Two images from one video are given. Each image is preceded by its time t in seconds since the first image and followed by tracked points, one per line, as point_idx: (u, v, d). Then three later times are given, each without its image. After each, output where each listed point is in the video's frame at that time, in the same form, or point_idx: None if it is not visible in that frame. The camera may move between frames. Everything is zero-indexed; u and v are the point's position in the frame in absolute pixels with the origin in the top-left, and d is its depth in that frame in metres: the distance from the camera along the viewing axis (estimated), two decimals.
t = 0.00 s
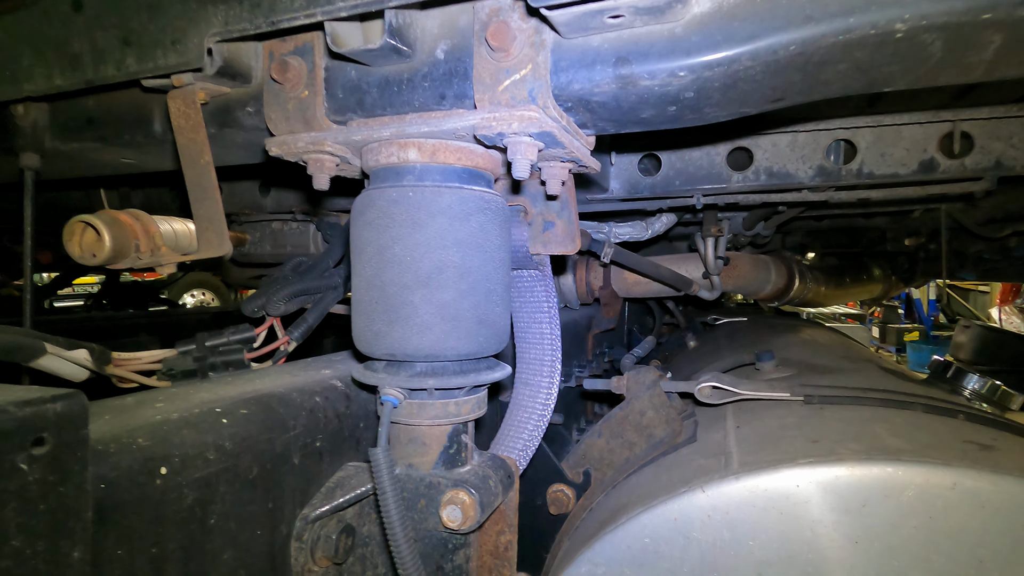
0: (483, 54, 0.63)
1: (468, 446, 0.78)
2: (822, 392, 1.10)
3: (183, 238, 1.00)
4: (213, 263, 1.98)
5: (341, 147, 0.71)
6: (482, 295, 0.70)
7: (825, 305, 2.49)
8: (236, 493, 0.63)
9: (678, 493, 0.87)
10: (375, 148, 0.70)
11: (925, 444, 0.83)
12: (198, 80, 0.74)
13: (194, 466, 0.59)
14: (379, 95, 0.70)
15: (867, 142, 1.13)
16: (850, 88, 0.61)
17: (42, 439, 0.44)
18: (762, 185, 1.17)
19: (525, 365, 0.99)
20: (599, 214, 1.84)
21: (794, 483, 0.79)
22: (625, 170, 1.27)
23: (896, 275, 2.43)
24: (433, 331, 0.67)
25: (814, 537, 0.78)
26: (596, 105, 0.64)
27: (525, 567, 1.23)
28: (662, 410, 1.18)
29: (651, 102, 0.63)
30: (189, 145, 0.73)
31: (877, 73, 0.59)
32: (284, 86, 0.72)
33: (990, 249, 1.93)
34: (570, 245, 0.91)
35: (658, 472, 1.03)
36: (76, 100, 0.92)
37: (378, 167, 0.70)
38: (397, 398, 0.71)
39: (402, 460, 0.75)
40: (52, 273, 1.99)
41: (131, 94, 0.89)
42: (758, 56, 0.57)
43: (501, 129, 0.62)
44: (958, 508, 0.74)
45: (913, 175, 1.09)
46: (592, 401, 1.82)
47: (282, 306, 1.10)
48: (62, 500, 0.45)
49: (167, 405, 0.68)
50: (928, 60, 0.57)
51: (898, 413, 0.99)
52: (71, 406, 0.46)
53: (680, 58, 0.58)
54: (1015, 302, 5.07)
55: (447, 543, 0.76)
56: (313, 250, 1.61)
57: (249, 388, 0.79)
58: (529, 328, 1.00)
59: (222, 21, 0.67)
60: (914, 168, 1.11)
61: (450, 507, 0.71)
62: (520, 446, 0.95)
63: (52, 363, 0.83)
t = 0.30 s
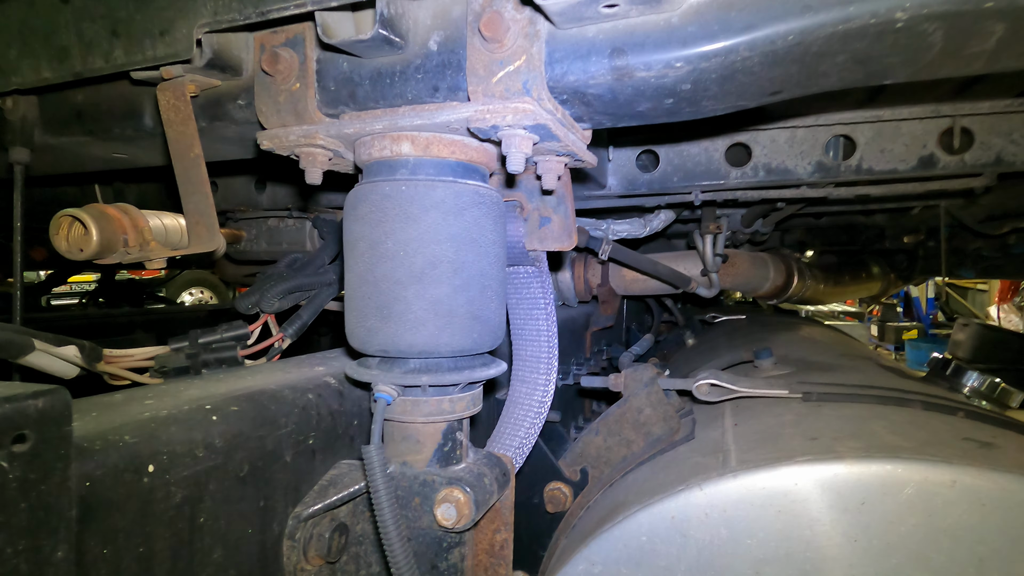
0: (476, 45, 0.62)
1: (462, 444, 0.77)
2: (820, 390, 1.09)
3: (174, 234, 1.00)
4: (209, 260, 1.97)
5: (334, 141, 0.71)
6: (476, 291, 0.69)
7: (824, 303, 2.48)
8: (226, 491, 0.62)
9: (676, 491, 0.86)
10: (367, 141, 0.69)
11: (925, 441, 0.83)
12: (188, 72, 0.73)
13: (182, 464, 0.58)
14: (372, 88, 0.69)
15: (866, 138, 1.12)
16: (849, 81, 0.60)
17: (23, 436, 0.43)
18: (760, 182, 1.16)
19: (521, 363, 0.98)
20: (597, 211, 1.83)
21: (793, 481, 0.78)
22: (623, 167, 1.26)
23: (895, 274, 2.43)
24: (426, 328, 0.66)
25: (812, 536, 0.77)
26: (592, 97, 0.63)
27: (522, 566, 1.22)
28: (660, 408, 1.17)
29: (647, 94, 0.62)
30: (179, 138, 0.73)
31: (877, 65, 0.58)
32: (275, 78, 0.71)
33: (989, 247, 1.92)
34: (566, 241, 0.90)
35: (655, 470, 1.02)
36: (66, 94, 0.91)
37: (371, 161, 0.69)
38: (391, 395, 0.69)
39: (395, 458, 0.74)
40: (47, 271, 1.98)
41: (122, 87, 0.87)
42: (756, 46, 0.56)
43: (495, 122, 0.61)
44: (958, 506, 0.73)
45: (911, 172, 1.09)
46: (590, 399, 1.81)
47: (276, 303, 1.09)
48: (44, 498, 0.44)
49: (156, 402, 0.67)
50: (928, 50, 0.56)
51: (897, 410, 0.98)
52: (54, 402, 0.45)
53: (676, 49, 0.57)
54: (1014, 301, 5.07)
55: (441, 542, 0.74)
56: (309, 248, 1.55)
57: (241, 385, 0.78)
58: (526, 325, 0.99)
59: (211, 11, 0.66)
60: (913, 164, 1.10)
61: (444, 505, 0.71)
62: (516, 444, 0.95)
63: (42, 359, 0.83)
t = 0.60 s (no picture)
0: (487, 31, 0.61)
1: (470, 435, 0.77)
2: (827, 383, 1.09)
3: (180, 224, 0.99)
4: (211, 256, 1.96)
5: (341, 130, 0.70)
6: (485, 281, 0.68)
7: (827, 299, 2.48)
8: (234, 481, 0.62)
9: (684, 484, 0.85)
10: (375, 130, 0.68)
11: (935, 433, 0.82)
12: (194, 60, 0.73)
13: (191, 453, 0.58)
14: (380, 75, 0.68)
15: (874, 131, 1.12)
16: (863, 68, 0.60)
17: (33, 422, 0.43)
18: (766, 175, 1.15)
19: (527, 356, 0.98)
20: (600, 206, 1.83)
21: (802, 474, 0.78)
22: (628, 160, 1.25)
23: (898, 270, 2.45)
24: (435, 318, 0.66)
25: (822, 528, 0.77)
26: (602, 84, 0.62)
27: (527, 560, 1.21)
28: (666, 402, 1.16)
29: (658, 82, 0.62)
30: (185, 126, 0.72)
31: (891, 52, 0.57)
32: (283, 66, 0.71)
33: (993, 241, 1.91)
34: (574, 233, 0.90)
35: (662, 463, 1.02)
36: (70, 84, 0.90)
37: (378, 150, 0.69)
38: (399, 385, 0.68)
39: (404, 449, 0.74)
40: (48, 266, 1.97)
41: (126, 77, 0.87)
42: (771, 30, 0.56)
43: (505, 109, 0.60)
44: (969, 497, 0.73)
45: (918, 165, 1.08)
46: (593, 394, 1.81)
47: (281, 296, 1.09)
48: (54, 484, 0.44)
49: (163, 392, 0.66)
50: (944, 35, 0.55)
51: (905, 403, 0.97)
52: (64, 387, 0.45)
53: (690, 34, 0.57)
54: (1015, 298, 5.06)
55: (450, 533, 0.75)
56: (312, 243, 1.58)
57: (248, 376, 0.78)
58: (532, 318, 0.99)
59: None
60: (920, 157, 1.09)
61: (453, 496, 0.70)
62: (523, 438, 0.94)
63: (47, 350, 0.83)
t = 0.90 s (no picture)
0: (494, 15, 0.60)
1: (476, 429, 0.75)
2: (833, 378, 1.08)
3: (181, 214, 0.99)
4: (211, 252, 1.95)
5: (345, 118, 0.69)
6: (492, 272, 0.67)
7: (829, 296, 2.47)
8: (237, 475, 0.61)
9: (691, 479, 0.84)
10: (380, 118, 0.68)
11: (946, 427, 0.81)
12: (196, 46, 0.72)
13: (193, 445, 0.57)
14: (385, 62, 0.67)
15: (880, 125, 1.09)
16: (878, 54, 0.59)
17: (31, 411, 0.42)
18: (773, 169, 1.14)
19: (532, 350, 0.97)
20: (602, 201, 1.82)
21: (812, 468, 0.77)
22: (632, 154, 1.24)
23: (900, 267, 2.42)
24: (441, 309, 0.65)
25: (832, 523, 0.76)
26: (612, 70, 0.61)
27: (531, 557, 1.20)
28: (671, 397, 1.15)
29: (669, 67, 0.60)
30: (187, 114, 0.71)
31: (908, 37, 0.56)
32: (286, 52, 0.70)
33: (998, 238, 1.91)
34: (580, 225, 0.88)
35: (668, 459, 1.01)
36: (70, 73, 0.89)
37: (383, 139, 0.68)
38: (404, 376, 0.67)
39: (408, 442, 0.73)
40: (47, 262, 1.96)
41: (126, 65, 0.85)
42: (786, 13, 0.55)
43: (513, 95, 0.59)
44: (982, 491, 0.72)
45: (927, 158, 1.07)
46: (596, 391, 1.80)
47: (283, 290, 1.07)
48: (53, 475, 0.43)
49: (164, 383, 0.65)
50: (961, 20, 0.54)
51: (913, 398, 0.96)
52: (63, 375, 0.44)
53: (704, 17, 0.56)
54: (1016, 297, 5.05)
55: (455, 529, 0.74)
56: (313, 238, 1.56)
57: (250, 369, 0.77)
58: (537, 312, 0.98)
59: None
60: (928, 150, 1.08)
61: (458, 491, 0.69)
62: (528, 432, 0.93)
63: (45, 342, 0.81)
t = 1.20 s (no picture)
0: (484, 16, 0.59)
1: (467, 434, 0.75)
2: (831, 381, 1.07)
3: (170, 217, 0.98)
4: (207, 252, 1.94)
5: (335, 120, 0.68)
6: (483, 276, 0.66)
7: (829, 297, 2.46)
8: (223, 482, 0.60)
9: (687, 483, 0.84)
10: (370, 120, 0.66)
11: (944, 432, 0.80)
12: (183, 47, 0.71)
13: (178, 452, 0.56)
14: (375, 63, 0.66)
15: (879, 125, 1.09)
16: (874, 54, 0.58)
17: (7, 421, 0.41)
18: (770, 169, 1.13)
19: (526, 353, 0.96)
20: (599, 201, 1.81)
21: (807, 474, 0.76)
22: (628, 154, 1.23)
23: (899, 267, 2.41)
24: (431, 313, 0.64)
25: (828, 529, 0.75)
26: (604, 72, 0.60)
27: (527, 560, 1.19)
28: (667, 400, 1.14)
29: (663, 68, 0.60)
30: (174, 116, 0.70)
31: (905, 37, 0.55)
32: (274, 53, 0.69)
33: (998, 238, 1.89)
34: (575, 226, 0.88)
35: (663, 463, 1.00)
36: (58, 73, 0.88)
37: (373, 140, 0.67)
38: (394, 382, 0.67)
39: (399, 448, 0.72)
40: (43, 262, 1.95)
41: (115, 66, 0.85)
42: (780, 13, 0.54)
43: (503, 97, 0.58)
44: (979, 497, 0.71)
45: (925, 159, 1.06)
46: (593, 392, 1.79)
47: (275, 292, 1.07)
48: (29, 486, 0.42)
49: (151, 389, 0.64)
50: (958, 20, 0.53)
51: (911, 401, 0.95)
52: (40, 384, 0.43)
53: (696, 17, 0.55)
54: (1016, 296, 5.04)
55: (447, 535, 0.73)
56: (309, 239, 1.54)
57: (239, 373, 0.76)
58: (531, 314, 0.97)
59: None
60: (927, 151, 1.07)
61: (449, 496, 0.68)
62: (521, 436, 0.92)
63: (33, 346, 0.81)
